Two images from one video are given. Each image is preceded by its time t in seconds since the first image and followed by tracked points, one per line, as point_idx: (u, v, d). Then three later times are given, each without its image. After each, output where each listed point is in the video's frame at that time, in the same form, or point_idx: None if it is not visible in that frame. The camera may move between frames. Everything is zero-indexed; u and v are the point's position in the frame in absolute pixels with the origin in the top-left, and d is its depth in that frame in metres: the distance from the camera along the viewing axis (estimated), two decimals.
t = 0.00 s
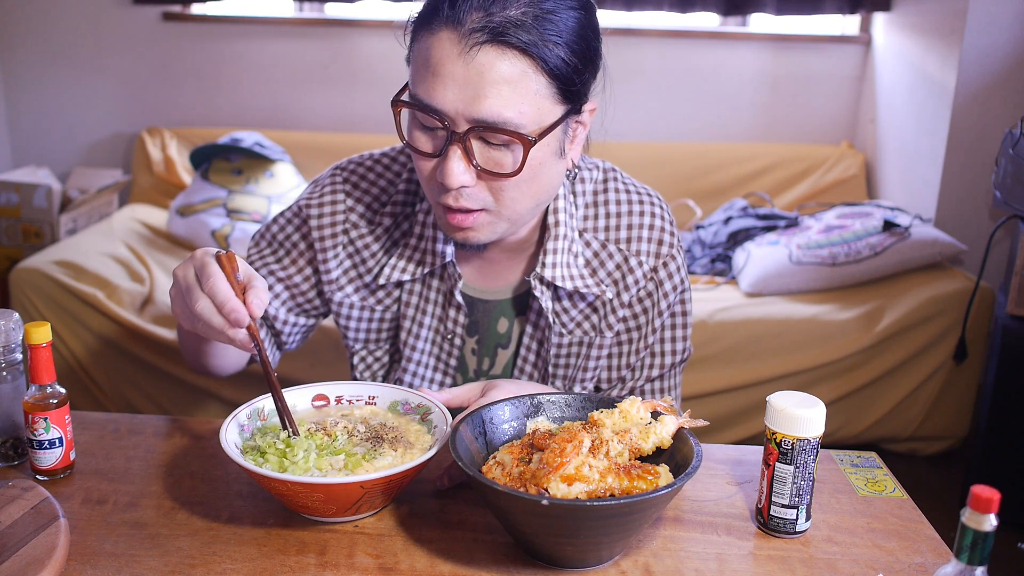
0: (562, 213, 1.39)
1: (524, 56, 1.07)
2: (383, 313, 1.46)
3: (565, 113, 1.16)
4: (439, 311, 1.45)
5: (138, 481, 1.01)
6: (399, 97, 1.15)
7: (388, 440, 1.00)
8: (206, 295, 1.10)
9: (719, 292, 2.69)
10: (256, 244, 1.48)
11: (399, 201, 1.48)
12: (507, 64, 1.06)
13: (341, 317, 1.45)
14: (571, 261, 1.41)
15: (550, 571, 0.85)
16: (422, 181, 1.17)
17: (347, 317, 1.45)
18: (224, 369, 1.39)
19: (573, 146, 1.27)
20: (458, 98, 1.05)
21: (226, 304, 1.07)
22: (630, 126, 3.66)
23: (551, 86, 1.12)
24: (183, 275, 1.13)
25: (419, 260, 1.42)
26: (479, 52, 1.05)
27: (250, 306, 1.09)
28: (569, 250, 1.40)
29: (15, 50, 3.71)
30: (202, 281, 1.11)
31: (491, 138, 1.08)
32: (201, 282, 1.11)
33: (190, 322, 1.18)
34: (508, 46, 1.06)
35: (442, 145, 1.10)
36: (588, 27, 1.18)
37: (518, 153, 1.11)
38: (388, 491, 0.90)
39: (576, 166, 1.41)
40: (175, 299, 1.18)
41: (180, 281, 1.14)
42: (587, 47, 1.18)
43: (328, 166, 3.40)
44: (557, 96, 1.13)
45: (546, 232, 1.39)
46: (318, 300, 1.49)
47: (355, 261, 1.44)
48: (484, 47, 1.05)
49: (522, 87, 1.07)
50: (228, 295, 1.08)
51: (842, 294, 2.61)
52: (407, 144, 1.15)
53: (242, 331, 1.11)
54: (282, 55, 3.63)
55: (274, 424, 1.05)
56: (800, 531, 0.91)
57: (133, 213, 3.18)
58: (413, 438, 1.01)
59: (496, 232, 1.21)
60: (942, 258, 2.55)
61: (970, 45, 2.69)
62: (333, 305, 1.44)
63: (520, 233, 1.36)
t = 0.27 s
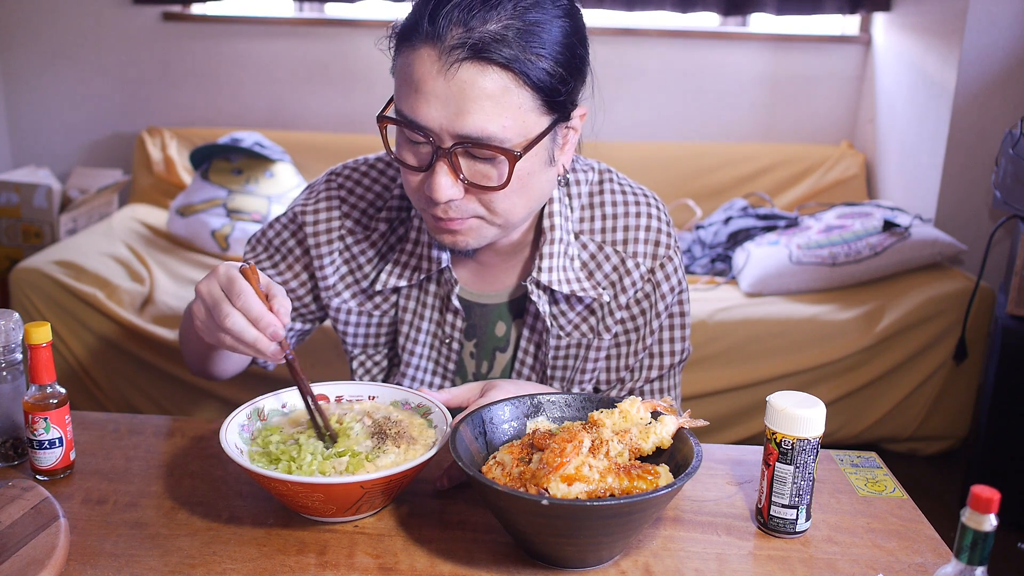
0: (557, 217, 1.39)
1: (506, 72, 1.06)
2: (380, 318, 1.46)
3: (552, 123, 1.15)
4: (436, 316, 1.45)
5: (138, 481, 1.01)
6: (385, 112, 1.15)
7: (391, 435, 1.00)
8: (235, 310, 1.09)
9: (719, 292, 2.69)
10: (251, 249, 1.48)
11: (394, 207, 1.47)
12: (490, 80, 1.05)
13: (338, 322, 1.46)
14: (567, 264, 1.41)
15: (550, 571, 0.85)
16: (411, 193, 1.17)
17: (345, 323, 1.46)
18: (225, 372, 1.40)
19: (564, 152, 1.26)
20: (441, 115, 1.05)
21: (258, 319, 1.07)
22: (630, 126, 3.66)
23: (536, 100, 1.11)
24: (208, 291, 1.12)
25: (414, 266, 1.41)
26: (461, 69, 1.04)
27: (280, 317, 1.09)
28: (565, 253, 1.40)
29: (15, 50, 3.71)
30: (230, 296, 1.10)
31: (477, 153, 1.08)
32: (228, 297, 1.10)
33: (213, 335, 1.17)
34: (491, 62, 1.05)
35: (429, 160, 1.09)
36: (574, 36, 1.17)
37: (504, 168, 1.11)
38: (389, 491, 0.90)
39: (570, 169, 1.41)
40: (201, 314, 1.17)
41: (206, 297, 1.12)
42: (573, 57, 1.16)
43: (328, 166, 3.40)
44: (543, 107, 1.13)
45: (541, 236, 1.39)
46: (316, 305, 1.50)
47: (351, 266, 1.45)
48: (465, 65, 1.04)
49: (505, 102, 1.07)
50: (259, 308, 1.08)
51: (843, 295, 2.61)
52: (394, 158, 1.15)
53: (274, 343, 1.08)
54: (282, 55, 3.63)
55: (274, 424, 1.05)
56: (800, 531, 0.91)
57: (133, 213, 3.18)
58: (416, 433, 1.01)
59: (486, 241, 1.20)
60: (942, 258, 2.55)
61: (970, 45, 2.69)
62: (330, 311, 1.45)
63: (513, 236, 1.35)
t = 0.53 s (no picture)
0: (556, 222, 1.38)
1: (504, 85, 1.06)
2: (378, 321, 1.47)
3: (550, 134, 1.15)
4: (435, 319, 1.45)
5: (138, 481, 1.01)
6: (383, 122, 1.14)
7: (389, 439, 1.00)
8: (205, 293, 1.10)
9: (719, 292, 2.69)
10: (249, 250, 1.48)
11: (392, 210, 1.47)
12: (486, 94, 1.04)
13: (336, 324, 1.46)
14: (567, 268, 1.41)
15: (550, 571, 0.85)
16: (409, 202, 1.17)
17: (343, 325, 1.46)
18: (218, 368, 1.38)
19: (563, 159, 1.26)
20: (438, 128, 1.04)
21: (227, 299, 1.08)
22: (630, 126, 3.66)
23: (534, 111, 1.10)
24: (179, 279, 1.13)
25: (412, 271, 1.41)
26: (458, 82, 1.04)
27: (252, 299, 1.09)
28: (564, 258, 1.40)
29: (15, 50, 3.71)
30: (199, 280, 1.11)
31: (474, 165, 1.07)
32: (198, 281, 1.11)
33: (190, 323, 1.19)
34: (488, 75, 1.05)
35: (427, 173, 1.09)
36: (571, 47, 1.16)
37: (502, 181, 1.11)
38: (387, 492, 0.90)
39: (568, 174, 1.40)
40: (175, 302, 1.19)
41: (177, 284, 1.14)
42: (570, 67, 1.16)
43: (328, 166, 3.40)
44: (541, 119, 1.12)
45: (541, 241, 1.38)
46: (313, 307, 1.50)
47: (349, 269, 1.45)
48: (462, 78, 1.04)
49: (502, 115, 1.06)
50: (228, 289, 1.08)
51: (843, 295, 2.61)
52: (393, 168, 1.15)
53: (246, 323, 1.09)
54: (281, 55, 3.63)
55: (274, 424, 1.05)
56: (800, 531, 0.91)
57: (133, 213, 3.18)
58: (413, 437, 1.02)
59: (484, 250, 1.21)
60: (942, 258, 2.56)
61: (970, 45, 2.69)
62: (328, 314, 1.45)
63: (512, 243, 1.34)
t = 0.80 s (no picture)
0: (560, 224, 1.38)
1: (509, 89, 1.06)
2: (380, 322, 1.47)
3: (555, 137, 1.15)
4: (436, 321, 1.45)
5: (138, 481, 1.01)
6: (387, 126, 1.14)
7: (388, 440, 1.00)
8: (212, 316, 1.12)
9: (719, 292, 2.69)
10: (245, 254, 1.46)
11: (395, 212, 1.46)
12: (492, 98, 1.05)
13: (338, 327, 1.46)
14: (571, 270, 1.41)
15: (550, 571, 0.85)
16: (413, 206, 1.17)
17: (345, 328, 1.46)
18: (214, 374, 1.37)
19: (567, 161, 1.26)
20: (443, 132, 1.04)
21: (235, 325, 1.10)
22: (630, 126, 3.66)
23: (539, 115, 1.10)
24: (185, 297, 1.14)
25: (414, 273, 1.41)
26: (464, 87, 1.04)
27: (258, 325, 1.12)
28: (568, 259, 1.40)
29: (15, 49, 3.71)
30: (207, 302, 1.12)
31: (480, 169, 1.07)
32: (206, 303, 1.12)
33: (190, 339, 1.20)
34: (493, 80, 1.05)
35: (432, 176, 1.09)
36: (576, 50, 1.16)
37: (507, 184, 1.10)
38: (386, 493, 0.90)
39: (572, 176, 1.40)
40: (178, 319, 1.19)
41: (183, 303, 1.14)
42: (575, 71, 1.16)
43: (328, 166, 3.40)
44: (546, 122, 1.12)
45: (545, 242, 1.38)
46: (315, 309, 1.49)
47: (352, 271, 1.45)
48: (468, 83, 1.04)
49: (508, 118, 1.06)
50: (236, 315, 1.10)
51: (843, 295, 2.61)
52: (397, 172, 1.15)
53: (250, 351, 1.11)
54: (281, 55, 3.63)
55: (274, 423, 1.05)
56: (800, 531, 0.91)
57: (133, 213, 3.18)
58: (413, 438, 1.02)
59: (490, 252, 1.21)
60: (942, 258, 2.56)
61: (970, 45, 2.69)
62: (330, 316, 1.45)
63: (516, 246, 1.34)
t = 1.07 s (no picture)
0: (560, 224, 1.38)
1: (510, 89, 1.06)
2: (380, 322, 1.47)
3: (556, 138, 1.15)
4: (436, 321, 1.45)
5: (138, 481, 1.01)
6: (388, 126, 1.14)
7: (389, 439, 1.00)
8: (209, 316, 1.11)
9: (719, 292, 2.69)
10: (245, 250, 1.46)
11: (396, 211, 1.46)
12: (494, 98, 1.05)
13: (338, 325, 1.46)
14: (570, 271, 1.41)
15: (550, 571, 0.85)
16: (413, 205, 1.17)
17: (345, 326, 1.46)
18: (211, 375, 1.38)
19: (568, 161, 1.26)
20: (445, 131, 1.04)
21: (231, 326, 1.09)
22: (630, 126, 3.66)
23: (541, 115, 1.10)
24: (183, 298, 1.15)
25: (414, 272, 1.41)
26: (465, 86, 1.04)
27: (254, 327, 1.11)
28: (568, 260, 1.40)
29: (15, 50, 3.71)
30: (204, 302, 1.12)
31: (481, 169, 1.07)
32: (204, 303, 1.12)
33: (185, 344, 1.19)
34: (495, 80, 1.05)
35: (433, 175, 1.09)
36: (578, 51, 1.16)
37: (508, 184, 1.10)
38: (385, 494, 0.90)
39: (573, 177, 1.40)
40: (174, 322, 1.19)
41: (181, 305, 1.15)
42: (577, 71, 1.16)
43: (328, 166, 3.40)
44: (547, 123, 1.12)
45: (545, 243, 1.38)
46: (315, 307, 1.49)
47: (352, 270, 1.45)
48: (469, 83, 1.04)
49: (509, 118, 1.06)
50: (233, 316, 1.09)
51: (843, 294, 2.61)
52: (398, 171, 1.15)
53: (245, 355, 1.09)
54: (281, 55, 3.63)
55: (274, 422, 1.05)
56: (800, 531, 0.91)
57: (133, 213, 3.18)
58: (413, 437, 1.02)
59: (490, 252, 1.21)
60: (942, 258, 2.56)
61: (970, 45, 2.69)
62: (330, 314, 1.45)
63: (516, 246, 1.34)
